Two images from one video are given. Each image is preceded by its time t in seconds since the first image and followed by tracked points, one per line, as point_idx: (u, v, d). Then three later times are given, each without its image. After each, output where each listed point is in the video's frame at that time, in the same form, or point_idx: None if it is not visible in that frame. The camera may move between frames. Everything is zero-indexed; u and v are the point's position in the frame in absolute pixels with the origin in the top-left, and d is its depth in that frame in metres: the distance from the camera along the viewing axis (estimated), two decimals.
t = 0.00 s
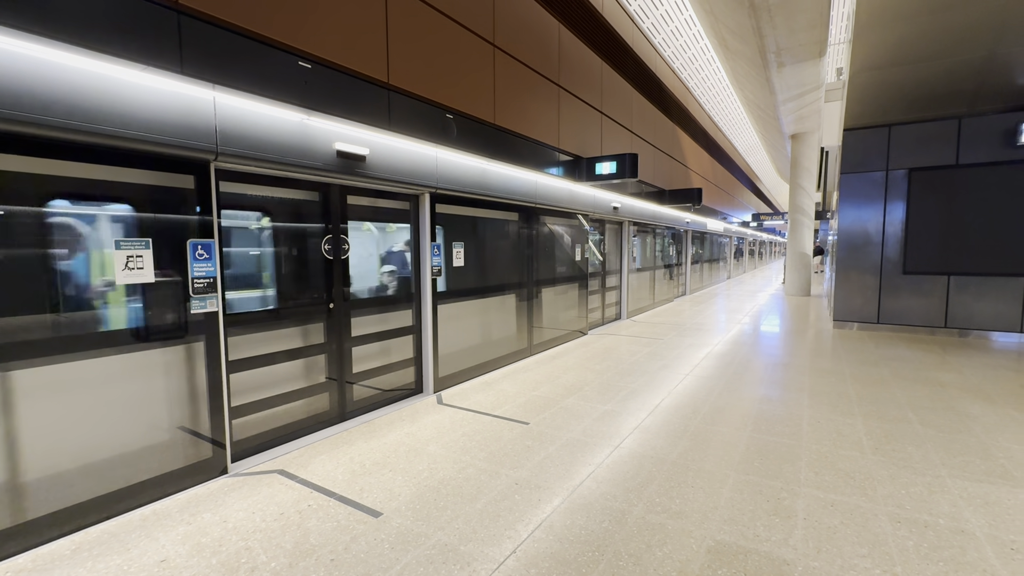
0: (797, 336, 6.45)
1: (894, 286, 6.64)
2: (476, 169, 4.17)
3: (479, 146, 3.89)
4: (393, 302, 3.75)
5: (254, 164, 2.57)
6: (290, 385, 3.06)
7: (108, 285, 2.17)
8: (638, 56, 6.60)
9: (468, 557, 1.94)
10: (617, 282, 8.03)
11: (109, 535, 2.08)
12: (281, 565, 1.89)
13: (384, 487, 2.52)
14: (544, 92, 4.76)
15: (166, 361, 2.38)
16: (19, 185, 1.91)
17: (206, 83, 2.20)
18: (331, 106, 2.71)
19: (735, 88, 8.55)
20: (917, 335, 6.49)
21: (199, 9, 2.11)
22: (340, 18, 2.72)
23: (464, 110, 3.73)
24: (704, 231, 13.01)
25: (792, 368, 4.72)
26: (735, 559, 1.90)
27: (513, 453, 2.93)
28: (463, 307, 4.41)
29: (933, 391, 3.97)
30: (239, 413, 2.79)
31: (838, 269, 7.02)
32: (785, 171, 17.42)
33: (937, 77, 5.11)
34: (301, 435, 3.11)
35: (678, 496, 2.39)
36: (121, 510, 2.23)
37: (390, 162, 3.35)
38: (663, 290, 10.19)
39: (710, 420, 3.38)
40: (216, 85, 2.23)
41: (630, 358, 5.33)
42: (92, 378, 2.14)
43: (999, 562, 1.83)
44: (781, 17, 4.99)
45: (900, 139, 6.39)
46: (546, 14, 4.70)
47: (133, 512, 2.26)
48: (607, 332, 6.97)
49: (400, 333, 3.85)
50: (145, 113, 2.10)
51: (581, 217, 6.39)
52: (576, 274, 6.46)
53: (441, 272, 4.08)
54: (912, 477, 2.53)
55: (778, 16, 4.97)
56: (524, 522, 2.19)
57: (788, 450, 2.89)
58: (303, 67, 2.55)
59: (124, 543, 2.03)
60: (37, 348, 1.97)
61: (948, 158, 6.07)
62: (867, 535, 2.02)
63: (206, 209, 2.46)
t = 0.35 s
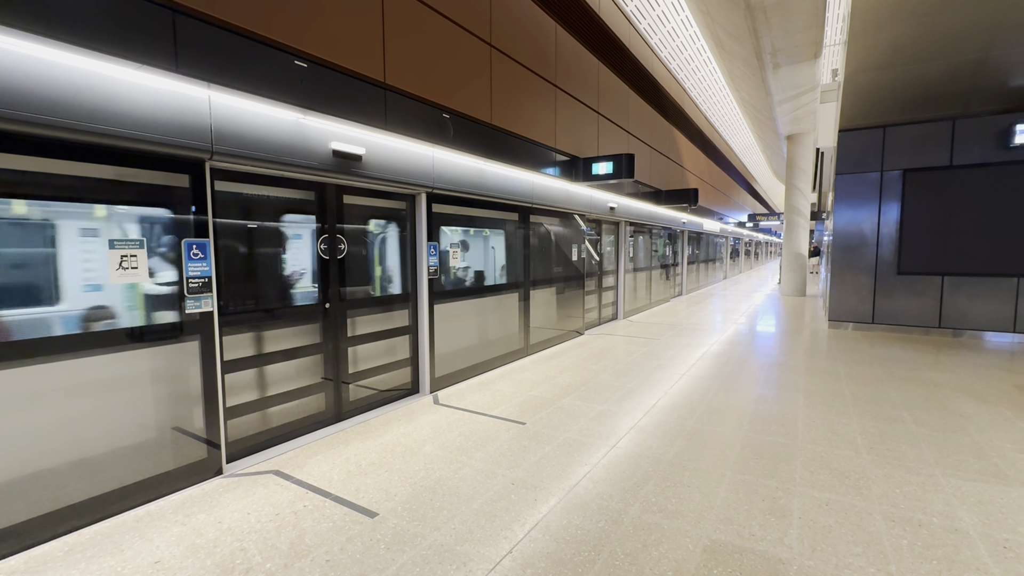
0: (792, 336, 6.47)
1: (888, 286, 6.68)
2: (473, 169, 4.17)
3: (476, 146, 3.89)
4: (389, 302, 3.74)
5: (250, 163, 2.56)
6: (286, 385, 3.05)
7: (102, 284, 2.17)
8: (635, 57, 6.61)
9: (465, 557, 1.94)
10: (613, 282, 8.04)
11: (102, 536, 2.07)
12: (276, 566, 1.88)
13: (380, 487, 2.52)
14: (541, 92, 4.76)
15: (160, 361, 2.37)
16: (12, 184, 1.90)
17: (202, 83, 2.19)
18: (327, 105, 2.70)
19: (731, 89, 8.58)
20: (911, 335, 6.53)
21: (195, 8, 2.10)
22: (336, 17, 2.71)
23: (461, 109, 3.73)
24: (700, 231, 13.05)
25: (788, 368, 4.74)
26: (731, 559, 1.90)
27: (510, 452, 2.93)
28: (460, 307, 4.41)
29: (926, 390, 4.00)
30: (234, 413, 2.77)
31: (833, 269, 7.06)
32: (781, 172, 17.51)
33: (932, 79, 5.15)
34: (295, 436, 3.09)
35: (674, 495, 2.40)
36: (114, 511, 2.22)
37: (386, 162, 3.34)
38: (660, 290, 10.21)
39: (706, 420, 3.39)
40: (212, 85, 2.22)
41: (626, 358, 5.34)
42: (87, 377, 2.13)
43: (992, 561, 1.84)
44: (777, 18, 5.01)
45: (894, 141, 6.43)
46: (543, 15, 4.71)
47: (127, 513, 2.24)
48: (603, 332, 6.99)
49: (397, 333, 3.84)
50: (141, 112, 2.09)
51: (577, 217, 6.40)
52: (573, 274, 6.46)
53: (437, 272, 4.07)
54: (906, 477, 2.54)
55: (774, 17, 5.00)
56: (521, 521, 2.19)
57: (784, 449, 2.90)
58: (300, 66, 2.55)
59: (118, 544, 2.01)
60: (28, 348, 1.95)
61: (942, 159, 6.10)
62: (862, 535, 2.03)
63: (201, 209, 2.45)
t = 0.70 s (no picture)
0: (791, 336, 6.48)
1: (886, 286, 6.69)
2: (472, 169, 4.18)
3: (475, 146, 3.89)
4: (388, 302, 3.74)
5: (249, 163, 2.56)
6: (285, 385, 3.05)
7: (101, 284, 2.17)
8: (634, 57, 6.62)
9: (464, 557, 1.94)
10: (612, 283, 8.05)
11: (101, 537, 2.06)
12: (275, 566, 1.88)
13: (379, 487, 2.52)
14: (540, 92, 4.76)
15: (159, 361, 2.37)
16: (10, 184, 1.90)
17: (202, 83, 2.19)
18: (326, 106, 2.70)
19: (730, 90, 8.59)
20: (909, 335, 6.55)
21: (193, 8, 2.10)
22: (335, 17, 2.72)
23: (460, 109, 3.73)
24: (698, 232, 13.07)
25: (786, 369, 4.74)
26: (730, 558, 1.91)
27: (509, 453, 2.93)
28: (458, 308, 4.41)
29: (925, 391, 4.00)
30: (232, 414, 2.77)
31: (831, 270, 7.07)
32: (780, 172, 17.54)
33: (930, 80, 5.16)
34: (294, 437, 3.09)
35: (673, 495, 2.40)
36: (112, 511, 2.22)
37: (385, 163, 3.34)
38: (659, 290, 10.22)
39: (705, 420, 3.39)
40: (212, 85, 2.22)
41: (625, 358, 5.34)
42: (86, 377, 2.14)
43: (989, 560, 1.84)
44: (775, 19, 5.03)
45: (892, 141, 6.44)
46: (542, 15, 4.71)
47: (125, 513, 2.24)
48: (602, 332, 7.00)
49: (395, 333, 3.84)
50: (141, 112, 2.09)
51: (576, 217, 6.40)
52: (572, 275, 6.46)
53: (436, 272, 4.08)
54: (904, 476, 2.55)
55: (773, 18, 5.01)
56: (520, 521, 2.19)
57: (782, 449, 2.91)
58: (299, 66, 2.55)
59: (116, 545, 2.01)
60: (27, 348, 1.95)
61: (940, 160, 6.12)
62: (859, 534, 2.04)
63: (201, 209, 2.45)
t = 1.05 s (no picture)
0: (790, 335, 6.49)
1: (886, 286, 6.70)
2: (472, 169, 4.18)
3: (475, 145, 3.89)
4: (388, 301, 3.75)
5: (250, 162, 2.56)
6: (285, 384, 3.06)
7: (101, 283, 2.16)
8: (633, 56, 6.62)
9: (463, 555, 1.95)
10: (612, 282, 8.04)
11: (101, 535, 2.07)
12: (275, 565, 1.88)
13: (379, 486, 2.53)
14: (540, 92, 4.77)
15: (159, 359, 2.37)
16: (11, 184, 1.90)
17: (202, 82, 2.20)
18: (326, 105, 2.70)
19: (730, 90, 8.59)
20: (909, 335, 6.55)
21: (193, 7, 2.10)
22: (336, 17, 2.72)
23: (460, 109, 3.73)
24: (698, 231, 13.06)
25: (785, 368, 4.75)
26: (729, 556, 1.91)
27: (508, 451, 2.93)
28: (458, 307, 4.41)
29: (924, 390, 4.01)
30: (233, 413, 2.77)
31: (830, 269, 7.07)
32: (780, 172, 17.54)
33: (929, 80, 5.17)
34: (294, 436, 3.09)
35: (672, 494, 2.41)
36: (113, 509, 2.22)
37: (385, 162, 3.34)
38: (658, 290, 10.22)
39: (704, 419, 3.40)
40: (212, 84, 2.23)
41: (625, 357, 5.34)
42: (87, 376, 2.14)
43: (987, 558, 1.85)
44: (775, 19, 5.03)
45: (892, 141, 6.44)
46: (542, 15, 4.71)
47: (125, 512, 2.24)
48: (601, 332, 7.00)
49: (395, 332, 3.84)
50: (142, 111, 2.10)
51: (576, 216, 6.40)
52: (572, 274, 6.47)
53: (436, 272, 4.09)
54: (902, 475, 2.55)
55: (772, 18, 5.01)
56: (520, 520, 2.20)
57: (781, 448, 2.91)
58: (299, 65, 2.55)
59: (117, 543, 2.02)
60: (27, 347, 1.95)
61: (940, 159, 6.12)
62: (858, 532, 2.04)
63: (201, 209, 2.45)
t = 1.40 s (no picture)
0: (789, 335, 6.50)
1: (884, 286, 6.71)
2: (471, 168, 4.18)
3: (474, 145, 3.89)
4: (387, 301, 3.74)
5: (249, 162, 2.56)
6: (284, 384, 3.06)
7: (100, 283, 2.16)
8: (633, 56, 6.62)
9: (463, 555, 1.95)
10: (611, 282, 8.05)
11: (101, 535, 2.07)
12: (274, 565, 1.88)
13: (378, 485, 2.52)
14: (539, 91, 4.76)
15: (159, 359, 2.37)
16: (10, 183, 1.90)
17: (202, 81, 2.20)
18: (325, 104, 2.70)
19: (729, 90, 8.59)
20: (907, 335, 6.57)
21: (192, 6, 2.10)
22: (335, 17, 2.72)
23: (459, 108, 3.73)
24: (697, 231, 13.07)
25: (784, 368, 4.75)
26: (728, 556, 1.92)
27: (508, 451, 2.93)
28: (458, 307, 4.41)
29: (923, 390, 4.01)
30: (231, 412, 2.77)
31: (829, 269, 7.08)
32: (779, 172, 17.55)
33: (928, 80, 5.17)
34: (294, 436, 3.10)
35: (671, 493, 2.41)
36: (112, 509, 2.22)
37: (385, 161, 3.34)
38: (657, 289, 10.22)
39: (703, 419, 3.40)
40: (212, 83, 2.23)
41: (624, 357, 5.35)
42: (87, 376, 2.13)
43: (986, 558, 1.86)
44: (774, 19, 5.02)
45: (891, 141, 6.45)
46: (541, 14, 4.71)
47: (125, 512, 2.24)
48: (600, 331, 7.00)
49: (395, 332, 3.84)
50: (140, 110, 2.09)
51: (575, 216, 6.40)
52: (571, 274, 6.46)
53: (436, 271, 4.09)
54: (901, 475, 2.56)
55: (771, 18, 5.01)
56: (519, 520, 2.20)
57: (780, 447, 2.91)
58: (298, 64, 2.54)
59: (116, 543, 2.02)
60: (26, 347, 1.95)
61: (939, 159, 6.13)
62: (856, 532, 2.05)
63: (200, 208, 2.45)
